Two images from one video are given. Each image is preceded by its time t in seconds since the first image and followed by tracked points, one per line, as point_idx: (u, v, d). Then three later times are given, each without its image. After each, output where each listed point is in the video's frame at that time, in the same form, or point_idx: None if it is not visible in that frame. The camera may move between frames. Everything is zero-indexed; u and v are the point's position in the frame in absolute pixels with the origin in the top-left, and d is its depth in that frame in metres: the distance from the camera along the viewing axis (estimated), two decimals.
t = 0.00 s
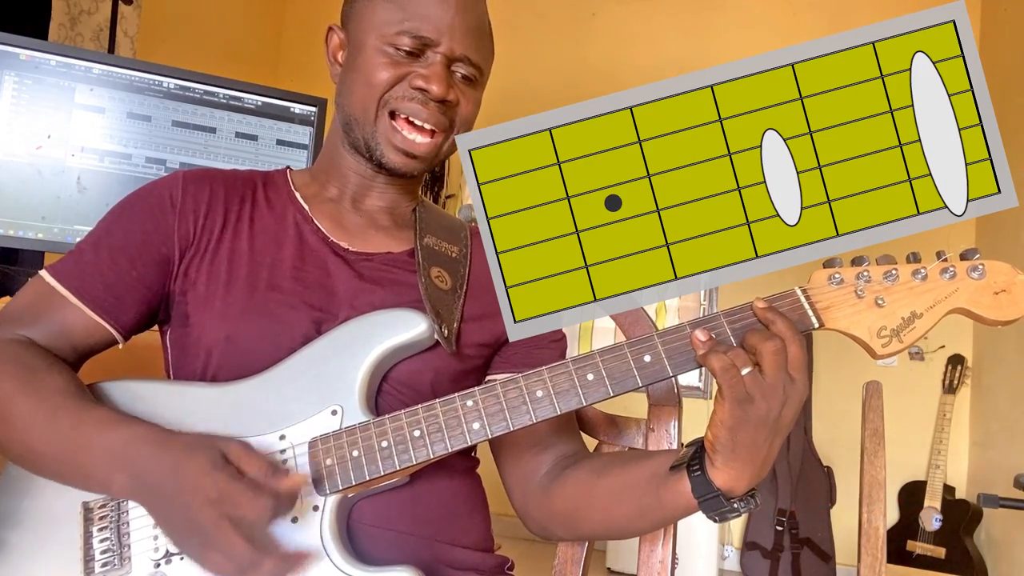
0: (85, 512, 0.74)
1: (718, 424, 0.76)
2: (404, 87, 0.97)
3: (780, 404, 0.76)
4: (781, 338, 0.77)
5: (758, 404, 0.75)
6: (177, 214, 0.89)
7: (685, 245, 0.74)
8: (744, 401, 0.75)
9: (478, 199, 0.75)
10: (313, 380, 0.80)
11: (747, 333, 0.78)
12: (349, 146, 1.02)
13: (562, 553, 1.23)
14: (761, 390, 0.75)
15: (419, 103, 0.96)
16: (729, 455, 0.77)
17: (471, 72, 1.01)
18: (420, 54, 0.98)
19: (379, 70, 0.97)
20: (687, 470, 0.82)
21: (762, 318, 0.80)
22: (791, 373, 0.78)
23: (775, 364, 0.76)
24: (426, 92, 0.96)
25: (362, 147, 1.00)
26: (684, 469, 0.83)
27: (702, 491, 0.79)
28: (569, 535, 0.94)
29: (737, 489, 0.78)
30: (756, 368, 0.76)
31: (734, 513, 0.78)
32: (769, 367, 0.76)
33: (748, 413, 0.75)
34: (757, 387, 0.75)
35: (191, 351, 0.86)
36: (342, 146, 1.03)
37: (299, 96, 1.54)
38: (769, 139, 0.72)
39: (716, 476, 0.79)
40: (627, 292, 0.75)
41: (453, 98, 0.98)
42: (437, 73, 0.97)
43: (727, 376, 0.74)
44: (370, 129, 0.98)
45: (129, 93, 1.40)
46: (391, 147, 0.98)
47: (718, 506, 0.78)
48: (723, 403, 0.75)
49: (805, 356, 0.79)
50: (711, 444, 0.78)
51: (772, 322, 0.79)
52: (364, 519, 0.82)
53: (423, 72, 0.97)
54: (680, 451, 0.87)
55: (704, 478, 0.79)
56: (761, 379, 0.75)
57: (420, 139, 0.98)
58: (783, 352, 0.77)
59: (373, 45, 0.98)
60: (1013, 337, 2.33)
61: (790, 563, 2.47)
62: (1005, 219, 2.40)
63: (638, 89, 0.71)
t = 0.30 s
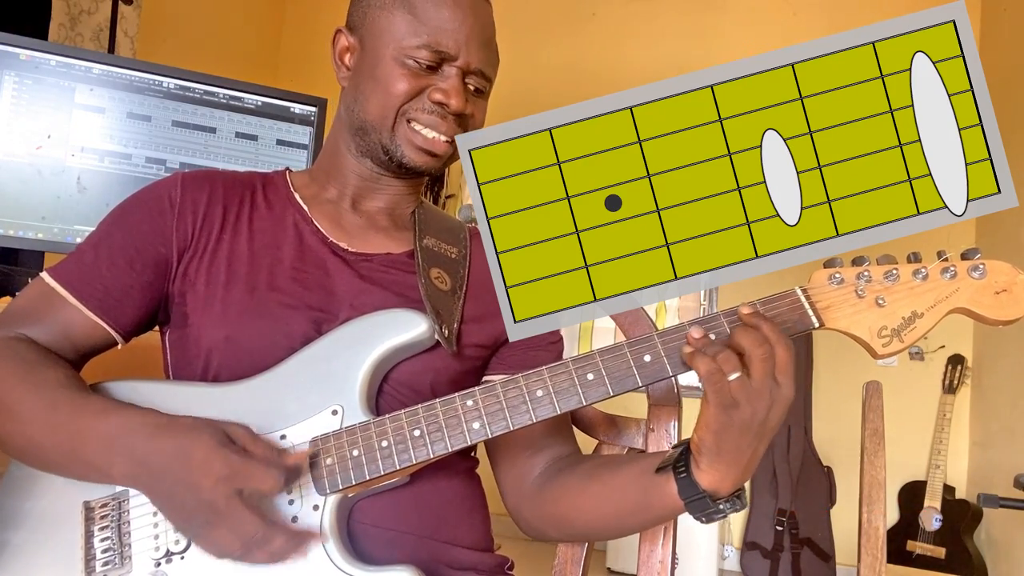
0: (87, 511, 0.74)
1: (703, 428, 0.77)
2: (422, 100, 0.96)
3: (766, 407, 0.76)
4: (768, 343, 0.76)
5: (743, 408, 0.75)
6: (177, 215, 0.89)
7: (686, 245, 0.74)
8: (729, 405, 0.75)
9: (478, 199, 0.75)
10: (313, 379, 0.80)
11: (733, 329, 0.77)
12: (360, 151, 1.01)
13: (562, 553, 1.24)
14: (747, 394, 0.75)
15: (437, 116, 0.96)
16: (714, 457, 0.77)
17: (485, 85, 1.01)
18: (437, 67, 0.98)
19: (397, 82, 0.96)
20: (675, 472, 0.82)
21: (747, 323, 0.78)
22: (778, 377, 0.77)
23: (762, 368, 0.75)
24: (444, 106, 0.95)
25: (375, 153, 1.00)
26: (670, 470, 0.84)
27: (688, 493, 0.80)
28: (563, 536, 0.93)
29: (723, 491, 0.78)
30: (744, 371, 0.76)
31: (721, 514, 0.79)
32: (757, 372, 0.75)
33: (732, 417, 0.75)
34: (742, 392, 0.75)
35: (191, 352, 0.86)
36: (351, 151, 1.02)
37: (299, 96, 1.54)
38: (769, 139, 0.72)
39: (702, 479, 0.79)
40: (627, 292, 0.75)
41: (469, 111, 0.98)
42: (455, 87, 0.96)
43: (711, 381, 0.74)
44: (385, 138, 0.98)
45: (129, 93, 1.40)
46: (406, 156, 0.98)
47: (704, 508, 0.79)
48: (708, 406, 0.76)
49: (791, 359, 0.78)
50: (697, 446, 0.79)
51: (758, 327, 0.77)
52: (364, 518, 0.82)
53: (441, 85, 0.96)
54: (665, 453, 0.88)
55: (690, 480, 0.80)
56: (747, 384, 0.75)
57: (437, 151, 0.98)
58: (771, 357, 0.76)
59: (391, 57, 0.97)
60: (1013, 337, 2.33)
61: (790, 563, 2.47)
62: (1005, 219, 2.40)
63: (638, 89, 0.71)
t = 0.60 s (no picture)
0: (88, 511, 0.75)
1: (652, 457, 0.76)
2: (420, 89, 0.97)
3: (712, 432, 0.74)
4: (709, 370, 0.74)
5: (686, 436, 0.73)
6: (177, 215, 0.89)
7: (686, 245, 0.74)
8: (673, 435, 0.73)
9: (478, 199, 0.76)
10: (312, 380, 0.80)
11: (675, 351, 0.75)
12: (359, 145, 1.01)
13: (562, 554, 1.24)
14: (690, 422, 0.73)
15: (435, 104, 0.96)
16: (664, 482, 0.77)
17: (482, 78, 1.02)
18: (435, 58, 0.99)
19: (395, 71, 0.97)
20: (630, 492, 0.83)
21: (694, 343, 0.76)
22: (722, 402, 0.75)
23: (702, 395, 0.74)
24: (443, 95, 0.96)
25: (373, 143, 1.00)
26: (625, 491, 0.84)
27: (643, 514, 0.80)
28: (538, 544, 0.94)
29: (676, 511, 0.79)
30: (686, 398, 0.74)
31: (676, 533, 0.80)
32: (699, 400, 0.74)
33: (677, 446, 0.74)
34: (685, 421, 0.73)
35: (191, 353, 0.86)
36: (352, 147, 1.02)
37: (299, 96, 1.54)
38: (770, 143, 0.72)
39: (656, 500, 0.79)
40: (627, 292, 0.75)
41: (467, 102, 0.99)
42: (453, 77, 0.98)
43: (654, 415, 0.73)
44: (384, 127, 0.98)
45: (129, 93, 1.40)
46: (405, 145, 0.98)
47: (659, 528, 0.80)
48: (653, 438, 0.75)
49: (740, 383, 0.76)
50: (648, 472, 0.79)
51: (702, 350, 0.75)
52: (363, 518, 0.82)
53: (439, 75, 0.97)
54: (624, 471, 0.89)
55: (643, 501, 0.80)
56: (689, 412, 0.73)
57: (436, 139, 0.97)
58: (712, 385, 0.74)
59: (388, 47, 0.98)
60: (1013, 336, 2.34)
61: (790, 563, 2.47)
62: (1005, 219, 2.40)
63: (638, 89, 0.71)
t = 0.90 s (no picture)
0: (86, 513, 0.75)
1: (651, 445, 0.76)
2: (395, 52, 0.98)
3: (711, 424, 0.74)
4: (711, 361, 0.75)
5: (686, 426, 0.73)
6: (177, 216, 0.89)
7: (686, 245, 0.73)
8: (671, 423, 0.73)
9: (478, 199, 0.76)
10: (312, 380, 0.80)
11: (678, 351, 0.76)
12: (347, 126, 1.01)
13: (562, 553, 1.23)
14: (690, 412, 0.73)
15: (410, 66, 0.97)
16: (662, 474, 0.77)
17: (463, 48, 1.03)
18: (411, 27, 1.01)
19: (370, 39, 0.99)
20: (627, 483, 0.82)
21: (696, 336, 0.78)
22: (723, 394, 0.75)
23: (705, 387, 0.74)
24: (417, 57, 0.98)
25: (355, 117, 0.99)
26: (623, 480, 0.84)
27: (639, 507, 0.80)
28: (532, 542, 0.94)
29: (673, 506, 0.78)
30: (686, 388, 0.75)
31: (671, 528, 0.79)
32: (699, 390, 0.74)
33: (676, 435, 0.74)
34: (685, 410, 0.73)
35: (191, 354, 0.86)
36: (346, 133, 1.02)
37: (299, 96, 1.54)
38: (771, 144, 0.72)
39: (654, 493, 0.79)
40: (627, 292, 0.75)
41: (443, 65, 1.00)
42: (428, 41, 0.99)
43: (653, 401, 0.73)
44: (362, 96, 0.98)
45: (129, 93, 1.40)
46: (385, 110, 0.96)
47: (655, 521, 0.79)
48: (652, 424, 0.75)
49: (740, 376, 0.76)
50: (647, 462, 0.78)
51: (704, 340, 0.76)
52: (363, 518, 0.82)
53: (413, 38, 0.99)
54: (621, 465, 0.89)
55: (640, 494, 0.80)
56: (689, 401, 0.74)
57: (414, 101, 0.96)
58: (713, 375, 0.74)
59: (365, 22, 1.01)
60: (1013, 337, 2.34)
61: (790, 563, 2.47)
62: (1005, 220, 2.41)
63: (638, 90, 0.72)
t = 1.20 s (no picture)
0: (84, 513, 0.75)
1: (649, 451, 0.76)
2: (388, 54, 0.98)
3: (709, 430, 0.74)
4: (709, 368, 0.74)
5: (684, 432, 0.74)
6: (177, 217, 0.89)
7: (686, 245, 0.73)
8: (670, 429, 0.74)
9: (478, 199, 0.76)
10: (312, 382, 0.80)
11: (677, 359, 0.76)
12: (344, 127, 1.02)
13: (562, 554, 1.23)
14: (689, 419, 0.73)
15: (403, 68, 0.97)
16: (662, 479, 0.77)
17: (459, 49, 1.03)
18: (406, 28, 1.01)
19: (364, 40, 0.99)
20: (625, 488, 0.83)
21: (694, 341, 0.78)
22: (721, 399, 0.75)
23: (703, 394, 0.74)
24: (410, 58, 0.98)
25: (349, 118, 0.99)
26: (620, 485, 0.84)
27: (637, 512, 0.80)
28: (526, 543, 0.95)
29: (670, 511, 0.79)
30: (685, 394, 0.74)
31: (668, 532, 0.79)
32: (697, 396, 0.73)
33: (674, 442, 0.74)
34: (684, 416, 0.73)
35: (190, 354, 0.86)
36: (343, 133, 1.02)
37: (299, 96, 1.54)
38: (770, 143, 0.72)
39: (650, 497, 0.79)
40: (626, 292, 0.75)
41: (436, 66, 1.00)
42: (421, 42, 0.99)
43: (652, 408, 0.73)
44: (356, 97, 0.98)
45: (129, 93, 1.40)
46: (377, 112, 0.96)
47: (652, 525, 0.80)
48: (651, 431, 0.75)
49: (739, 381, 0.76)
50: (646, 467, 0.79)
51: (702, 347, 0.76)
52: (362, 520, 0.82)
53: (407, 39, 0.99)
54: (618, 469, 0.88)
55: (638, 499, 0.80)
56: (688, 408, 0.73)
57: (406, 103, 0.96)
58: (711, 381, 0.74)
59: (361, 23, 1.02)
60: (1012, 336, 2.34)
61: (790, 563, 2.47)
62: (1005, 219, 2.41)
63: (637, 89, 0.72)
